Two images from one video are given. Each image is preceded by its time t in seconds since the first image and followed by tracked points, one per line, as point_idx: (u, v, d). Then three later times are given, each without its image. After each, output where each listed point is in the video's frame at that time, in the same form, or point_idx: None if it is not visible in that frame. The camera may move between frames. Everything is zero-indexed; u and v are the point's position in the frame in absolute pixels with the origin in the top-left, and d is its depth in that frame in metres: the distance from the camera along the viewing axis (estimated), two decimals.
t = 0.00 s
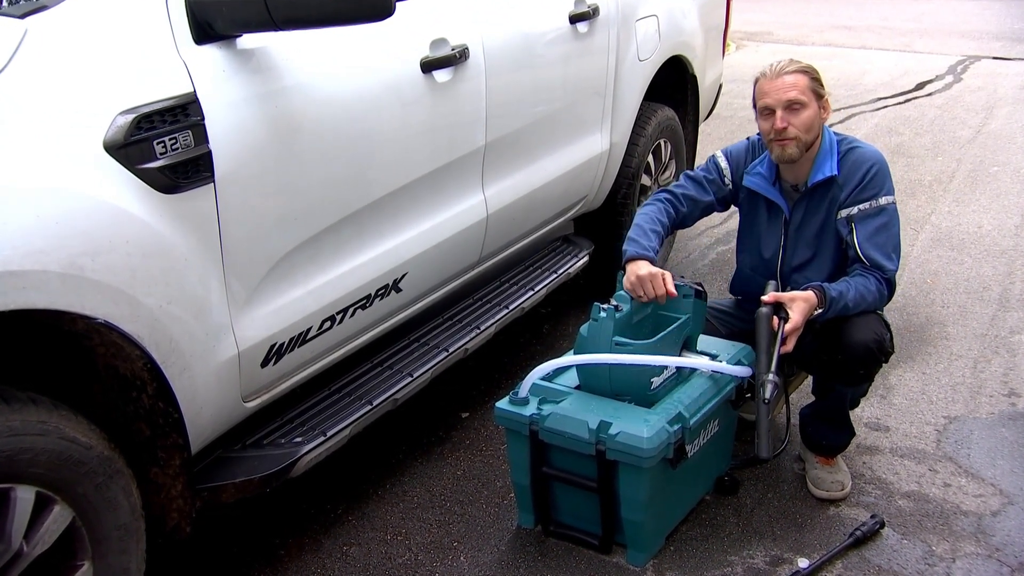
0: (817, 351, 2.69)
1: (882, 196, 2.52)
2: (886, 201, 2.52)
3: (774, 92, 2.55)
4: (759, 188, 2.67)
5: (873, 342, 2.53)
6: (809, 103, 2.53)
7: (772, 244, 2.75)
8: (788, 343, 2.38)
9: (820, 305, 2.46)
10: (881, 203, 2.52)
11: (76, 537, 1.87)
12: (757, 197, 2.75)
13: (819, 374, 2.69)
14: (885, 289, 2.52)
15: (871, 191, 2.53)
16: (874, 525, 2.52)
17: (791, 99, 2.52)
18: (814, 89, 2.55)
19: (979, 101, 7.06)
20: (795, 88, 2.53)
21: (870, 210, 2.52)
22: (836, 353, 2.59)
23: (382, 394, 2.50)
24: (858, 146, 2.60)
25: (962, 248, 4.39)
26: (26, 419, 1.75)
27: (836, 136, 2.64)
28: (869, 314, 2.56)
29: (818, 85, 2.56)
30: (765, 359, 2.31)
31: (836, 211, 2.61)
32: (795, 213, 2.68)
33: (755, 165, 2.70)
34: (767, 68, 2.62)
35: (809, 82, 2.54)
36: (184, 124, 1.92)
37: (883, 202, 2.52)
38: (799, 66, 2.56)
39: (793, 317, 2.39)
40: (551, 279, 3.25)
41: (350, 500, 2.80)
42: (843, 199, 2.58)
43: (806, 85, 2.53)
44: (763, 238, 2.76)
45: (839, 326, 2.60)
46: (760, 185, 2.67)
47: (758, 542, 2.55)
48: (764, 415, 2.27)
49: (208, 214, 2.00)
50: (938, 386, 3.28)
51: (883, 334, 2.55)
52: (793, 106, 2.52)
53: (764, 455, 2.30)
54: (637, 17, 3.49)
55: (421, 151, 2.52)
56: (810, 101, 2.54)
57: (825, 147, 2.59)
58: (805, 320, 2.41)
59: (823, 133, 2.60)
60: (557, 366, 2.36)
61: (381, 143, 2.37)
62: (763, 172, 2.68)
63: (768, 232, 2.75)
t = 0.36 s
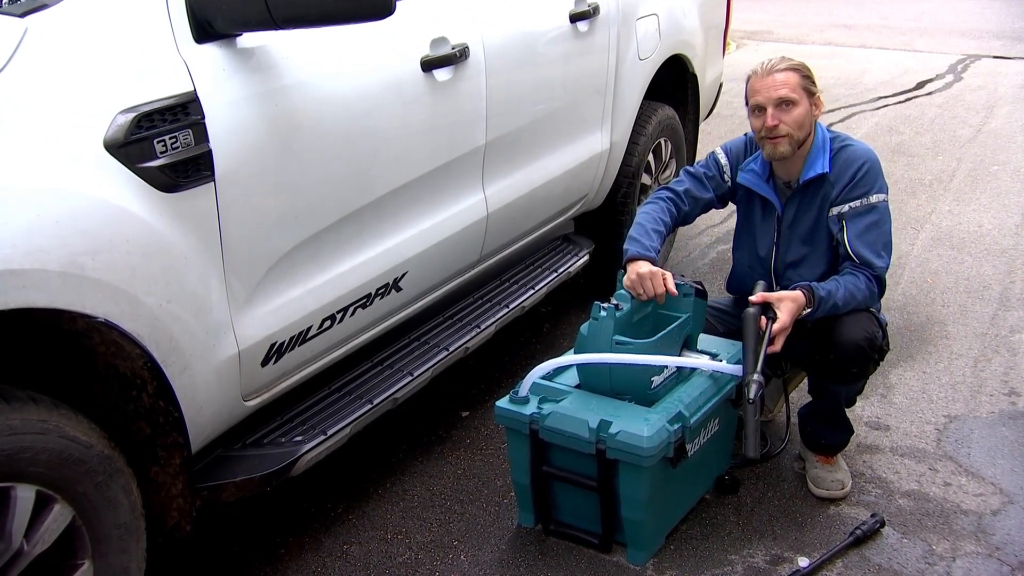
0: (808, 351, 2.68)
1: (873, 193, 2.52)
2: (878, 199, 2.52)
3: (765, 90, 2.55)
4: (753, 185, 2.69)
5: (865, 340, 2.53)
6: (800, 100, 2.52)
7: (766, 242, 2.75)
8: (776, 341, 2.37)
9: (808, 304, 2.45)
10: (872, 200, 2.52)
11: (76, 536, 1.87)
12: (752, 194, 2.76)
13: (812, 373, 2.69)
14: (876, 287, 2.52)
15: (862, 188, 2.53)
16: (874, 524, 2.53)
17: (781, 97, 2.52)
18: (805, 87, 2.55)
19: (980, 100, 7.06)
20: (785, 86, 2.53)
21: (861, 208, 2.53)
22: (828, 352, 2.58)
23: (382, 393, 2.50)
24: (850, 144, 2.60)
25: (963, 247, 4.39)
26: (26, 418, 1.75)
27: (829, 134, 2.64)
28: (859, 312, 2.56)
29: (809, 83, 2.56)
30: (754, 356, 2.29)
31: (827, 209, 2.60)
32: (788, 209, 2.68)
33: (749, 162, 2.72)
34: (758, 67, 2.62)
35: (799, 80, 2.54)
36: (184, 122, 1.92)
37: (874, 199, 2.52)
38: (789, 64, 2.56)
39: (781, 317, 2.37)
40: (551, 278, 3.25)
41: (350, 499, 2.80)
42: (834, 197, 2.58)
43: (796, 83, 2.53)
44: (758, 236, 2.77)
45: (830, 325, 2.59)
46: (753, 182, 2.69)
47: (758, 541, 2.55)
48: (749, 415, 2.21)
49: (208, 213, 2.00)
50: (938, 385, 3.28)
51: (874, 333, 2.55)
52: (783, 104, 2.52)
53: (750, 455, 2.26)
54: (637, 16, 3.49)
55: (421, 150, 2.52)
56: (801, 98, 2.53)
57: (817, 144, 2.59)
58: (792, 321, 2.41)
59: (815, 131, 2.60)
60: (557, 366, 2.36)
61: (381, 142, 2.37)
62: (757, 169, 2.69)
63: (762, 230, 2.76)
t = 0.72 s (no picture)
0: (805, 350, 2.67)
1: (868, 190, 2.52)
2: (872, 195, 2.51)
3: (758, 89, 2.55)
4: (748, 183, 2.69)
5: (863, 337, 2.53)
6: (793, 98, 2.52)
7: (763, 240, 2.75)
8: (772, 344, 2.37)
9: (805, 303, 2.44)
10: (867, 197, 2.52)
11: (76, 534, 1.86)
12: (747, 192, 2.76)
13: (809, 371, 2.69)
14: (872, 283, 2.52)
15: (856, 185, 2.53)
16: (874, 521, 2.53)
17: (773, 95, 2.52)
18: (797, 84, 2.55)
19: (981, 97, 7.06)
20: (777, 84, 2.53)
21: (856, 204, 2.52)
22: (825, 350, 2.58)
23: (382, 390, 2.50)
24: (845, 140, 2.60)
25: (963, 244, 4.38)
26: (26, 416, 1.75)
27: (823, 131, 2.64)
28: (856, 309, 2.57)
29: (801, 80, 2.56)
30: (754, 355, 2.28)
31: (822, 206, 2.60)
32: (783, 207, 2.68)
33: (744, 160, 2.72)
34: (750, 65, 2.62)
35: (791, 77, 2.54)
36: (184, 120, 1.92)
37: (869, 196, 2.51)
38: (782, 62, 2.56)
39: (778, 317, 2.37)
40: (551, 275, 3.25)
41: (351, 497, 2.80)
42: (828, 194, 2.57)
43: (788, 81, 2.53)
44: (754, 234, 2.77)
45: (826, 322, 2.59)
46: (748, 180, 2.69)
47: (759, 539, 2.55)
48: (749, 416, 2.21)
49: (208, 211, 2.00)
50: (938, 382, 3.28)
51: (872, 329, 2.55)
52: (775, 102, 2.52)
53: (752, 455, 2.26)
54: (637, 13, 3.49)
55: (422, 147, 2.52)
56: (793, 96, 2.54)
57: (810, 141, 2.59)
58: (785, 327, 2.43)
59: (809, 128, 2.60)
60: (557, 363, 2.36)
61: (381, 139, 2.37)
62: (752, 167, 2.69)
63: (759, 229, 2.76)
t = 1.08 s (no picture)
0: (805, 343, 2.68)
1: (867, 184, 2.52)
2: (872, 189, 2.51)
3: (755, 87, 2.54)
4: (747, 178, 2.69)
5: (863, 333, 2.53)
6: (790, 95, 2.51)
7: (762, 236, 2.75)
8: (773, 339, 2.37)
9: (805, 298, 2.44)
10: (866, 191, 2.51)
11: (77, 528, 1.87)
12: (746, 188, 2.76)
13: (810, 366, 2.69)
14: (872, 278, 2.52)
15: (856, 180, 2.53)
16: (874, 516, 2.53)
17: (771, 93, 2.51)
18: (795, 81, 2.53)
19: (981, 92, 7.05)
20: (775, 81, 2.51)
21: (856, 199, 2.52)
22: (825, 344, 2.59)
23: (382, 385, 2.50)
24: (844, 135, 2.59)
25: (963, 239, 4.38)
26: (26, 411, 1.75)
27: (822, 126, 2.63)
28: (856, 304, 2.56)
29: (799, 77, 2.54)
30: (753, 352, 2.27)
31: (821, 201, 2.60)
32: (782, 202, 2.68)
33: (742, 156, 2.72)
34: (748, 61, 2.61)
35: (789, 74, 2.52)
36: (183, 115, 1.92)
37: (868, 190, 2.51)
38: (780, 58, 2.54)
39: (778, 312, 2.37)
40: (551, 271, 3.25)
41: (351, 492, 2.80)
42: (828, 189, 2.57)
43: (786, 78, 2.52)
44: (754, 229, 2.77)
45: (827, 317, 2.60)
46: (747, 175, 2.69)
47: (758, 533, 2.55)
48: (749, 412, 2.21)
49: (208, 206, 2.00)
50: (938, 377, 3.28)
51: (872, 324, 2.55)
52: (773, 100, 2.51)
53: (752, 451, 2.25)
54: (637, 8, 3.48)
55: (422, 142, 2.52)
56: (791, 93, 2.52)
57: (809, 137, 2.58)
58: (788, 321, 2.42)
59: (809, 123, 2.59)
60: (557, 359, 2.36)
61: (381, 134, 2.37)
62: (751, 162, 2.70)
63: (758, 224, 2.76)
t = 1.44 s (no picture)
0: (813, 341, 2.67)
1: (866, 179, 2.50)
2: (870, 184, 2.50)
3: (749, 100, 2.48)
4: (745, 176, 2.69)
5: (873, 330, 2.54)
6: (785, 110, 2.46)
7: (764, 234, 2.75)
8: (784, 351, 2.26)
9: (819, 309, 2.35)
10: (865, 186, 2.50)
11: (77, 525, 1.87)
12: (744, 185, 2.76)
13: (818, 364, 2.68)
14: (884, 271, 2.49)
15: (854, 175, 2.51)
16: (874, 513, 2.53)
17: (766, 110, 2.47)
18: (790, 92, 2.47)
19: (982, 89, 7.05)
20: (769, 96, 2.46)
21: (855, 194, 2.50)
22: (836, 341, 2.59)
23: (382, 382, 2.50)
24: (840, 131, 2.57)
25: (963, 236, 4.38)
26: (27, 407, 1.75)
27: (819, 122, 2.61)
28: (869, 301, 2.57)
29: (794, 86, 2.48)
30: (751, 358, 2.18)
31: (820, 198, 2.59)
32: (781, 199, 2.67)
33: (740, 153, 2.73)
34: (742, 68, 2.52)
35: (784, 87, 2.46)
36: (183, 111, 1.92)
37: (867, 185, 2.50)
38: (774, 70, 2.46)
39: (793, 325, 2.25)
40: (551, 268, 3.25)
41: (351, 488, 2.80)
42: (825, 186, 2.56)
43: (781, 92, 2.46)
44: (754, 227, 2.77)
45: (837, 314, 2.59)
46: (745, 173, 2.69)
47: (759, 530, 2.55)
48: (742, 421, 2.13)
49: (208, 203, 2.00)
50: (938, 374, 3.28)
51: (882, 321, 2.56)
52: (768, 116, 2.47)
53: (737, 460, 2.18)
54: (638, 5, 3.48)
55: (422, 139, 2.51)
56: (786, 106, 2.47)
57: (807, 136, 2.56)
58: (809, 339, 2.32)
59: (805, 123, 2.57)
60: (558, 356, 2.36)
61: (381, 130, 2.37)
62: (748, 161, 2.69)
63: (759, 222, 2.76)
